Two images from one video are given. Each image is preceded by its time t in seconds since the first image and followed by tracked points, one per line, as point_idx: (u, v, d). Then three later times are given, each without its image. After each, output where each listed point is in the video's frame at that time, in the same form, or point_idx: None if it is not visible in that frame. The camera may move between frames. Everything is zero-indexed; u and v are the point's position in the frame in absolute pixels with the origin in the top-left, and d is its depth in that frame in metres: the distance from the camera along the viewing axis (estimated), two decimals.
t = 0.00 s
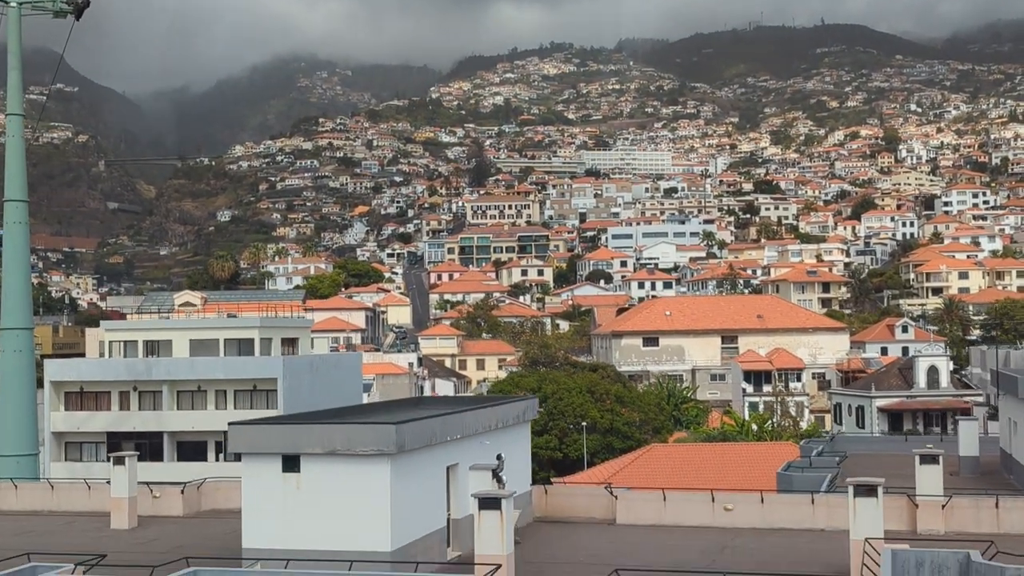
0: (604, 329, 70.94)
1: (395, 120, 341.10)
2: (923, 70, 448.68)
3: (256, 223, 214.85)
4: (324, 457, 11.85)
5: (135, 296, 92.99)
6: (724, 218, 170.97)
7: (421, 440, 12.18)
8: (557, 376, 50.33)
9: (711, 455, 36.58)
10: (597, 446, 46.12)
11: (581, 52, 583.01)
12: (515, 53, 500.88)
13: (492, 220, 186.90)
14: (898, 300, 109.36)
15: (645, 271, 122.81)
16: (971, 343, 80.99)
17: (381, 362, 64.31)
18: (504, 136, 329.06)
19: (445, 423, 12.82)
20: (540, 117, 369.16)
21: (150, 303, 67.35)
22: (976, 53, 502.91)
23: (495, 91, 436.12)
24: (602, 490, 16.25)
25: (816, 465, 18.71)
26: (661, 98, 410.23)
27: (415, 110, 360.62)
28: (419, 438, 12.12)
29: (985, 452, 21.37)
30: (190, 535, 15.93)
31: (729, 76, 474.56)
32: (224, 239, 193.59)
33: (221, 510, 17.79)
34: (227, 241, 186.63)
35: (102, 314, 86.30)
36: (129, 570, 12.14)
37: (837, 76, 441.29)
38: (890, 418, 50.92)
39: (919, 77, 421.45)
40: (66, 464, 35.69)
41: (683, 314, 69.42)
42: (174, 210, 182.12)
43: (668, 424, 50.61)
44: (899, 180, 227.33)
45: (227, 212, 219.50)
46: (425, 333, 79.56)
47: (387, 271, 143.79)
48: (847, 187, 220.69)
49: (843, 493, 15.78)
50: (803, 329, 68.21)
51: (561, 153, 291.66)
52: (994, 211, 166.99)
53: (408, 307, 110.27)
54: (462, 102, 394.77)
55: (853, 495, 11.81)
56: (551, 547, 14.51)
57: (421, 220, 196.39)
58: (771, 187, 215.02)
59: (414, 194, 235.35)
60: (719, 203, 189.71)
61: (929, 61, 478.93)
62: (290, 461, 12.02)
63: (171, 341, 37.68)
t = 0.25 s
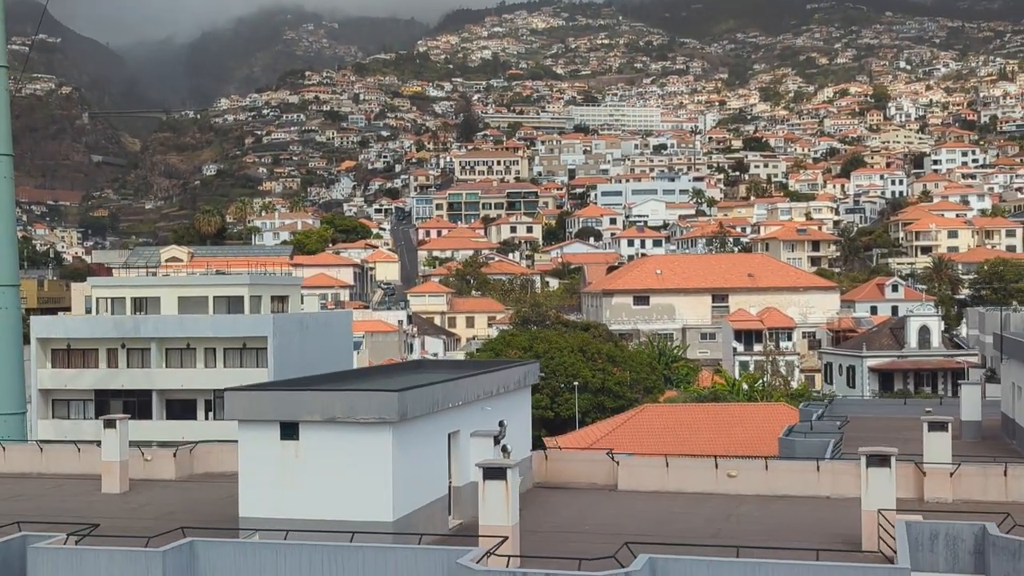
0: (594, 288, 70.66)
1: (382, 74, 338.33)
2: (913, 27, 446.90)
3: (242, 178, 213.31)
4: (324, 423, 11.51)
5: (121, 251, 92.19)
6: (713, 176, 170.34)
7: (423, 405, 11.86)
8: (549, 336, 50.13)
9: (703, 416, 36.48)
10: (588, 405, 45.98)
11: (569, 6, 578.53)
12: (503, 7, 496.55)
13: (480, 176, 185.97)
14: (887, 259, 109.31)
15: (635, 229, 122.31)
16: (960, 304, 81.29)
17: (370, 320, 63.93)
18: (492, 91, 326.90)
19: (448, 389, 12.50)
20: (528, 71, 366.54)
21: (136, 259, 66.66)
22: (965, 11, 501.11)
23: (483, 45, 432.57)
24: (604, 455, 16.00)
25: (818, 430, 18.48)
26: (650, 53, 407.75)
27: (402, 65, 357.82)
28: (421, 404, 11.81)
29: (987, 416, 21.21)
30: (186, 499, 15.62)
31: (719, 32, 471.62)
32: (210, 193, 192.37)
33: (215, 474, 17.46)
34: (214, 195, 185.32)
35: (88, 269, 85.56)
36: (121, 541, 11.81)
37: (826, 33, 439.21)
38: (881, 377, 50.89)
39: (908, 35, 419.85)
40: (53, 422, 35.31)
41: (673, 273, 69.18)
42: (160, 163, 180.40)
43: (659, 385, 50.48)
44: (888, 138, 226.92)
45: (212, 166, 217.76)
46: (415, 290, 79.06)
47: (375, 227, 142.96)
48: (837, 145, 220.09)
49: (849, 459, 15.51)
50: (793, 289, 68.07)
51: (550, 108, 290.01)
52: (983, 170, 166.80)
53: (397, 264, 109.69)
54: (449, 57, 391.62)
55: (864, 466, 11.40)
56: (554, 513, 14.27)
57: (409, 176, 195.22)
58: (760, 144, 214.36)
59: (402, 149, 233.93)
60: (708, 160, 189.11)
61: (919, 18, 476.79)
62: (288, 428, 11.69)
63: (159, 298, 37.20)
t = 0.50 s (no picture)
0: (585, 262, 70.35)
1: (370, 45, 336.21)
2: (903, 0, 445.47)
3: (229, 149, 211.96)
4: (322, 408, 11.19)
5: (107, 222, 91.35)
6: (704, 148, 169.74)
7: (424, 388, 11.54)
8: (541, 310, 49.88)
9: (698, 392, 36.14)
10: (581, 380, 45.81)
11: None
12: None
13: (469, 148, 185.16)
14: (878, 233, 109.12)
15: (625, 202, 121.83)
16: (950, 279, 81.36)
17: (361, 293, 63.57)
18: (481, 63, 325.18)
19: (449, 371, 12.16)
20: (517, 43, 364.50)
21: (124, 231, 66.02)
22: None
23: (472, 16, 429.94)
24: (606, 435, 15.72)
25: (819, 409, 18.24)
26: (640, 24, 405.85)
27: (391, 36, 355.61)
28: (422, 387, 11.47)
29: (988, 394, 21.02)
30: (180, 480, 15.30)
31: (709, 3, 469.49)
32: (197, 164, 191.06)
33: (207, 454, 17.12)
34: (201, 166, 184.13)
35: (74, 241, 84.81)
36: (116, 529, 11.56)
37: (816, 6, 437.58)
38: (873, 352, 50.88)
39: (898, 7, 418.57)
40: (42, 397, 34.92)
41: (665, 247, 68.86)
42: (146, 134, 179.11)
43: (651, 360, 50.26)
44: (878, 111, 226.43)
45: (199, 137, 216.29)
46: (405, 264, 78.57)
47: (364, 200, 142.18)
48: (827, 118, 219.54)
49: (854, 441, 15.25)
50: (785, 264, 67.91)
51: (539, 80, 288.52)
52: (973, 143, 166.60)
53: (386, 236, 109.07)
54: (438, 28, 389.18)
55: (877, 450, 11.07)
56: (558, 495, 13.91)
57: (398, 148, 194.18)
58: (750, 117, 213.64)
59: (390, 121, 232.64)
60: (698, 133, 188.53)
61: None
62: (286, 411, 11.36)
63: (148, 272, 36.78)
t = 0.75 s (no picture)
0: (570, 255, 70.08)
1: (351, 37, 334.76)
2: None
3: (209, 142, 210.61)
4: (318, 416, 10.82)
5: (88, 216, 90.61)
6: (686, 141, 169.70)
7: (422, 394, 11.17)
8: (528, 304, 49.60)
9: (688, 386, 35.90)
10: (569, 375, 45.55)
11: None
12: None
13: (451, 140, 184.66)
14: (861, 225, 109.25)
15: (608, 194, 121.66)
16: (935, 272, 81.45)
17: (345, 288, 63.10)
18: (462, 55, 324.23)
19: (447, 376, 11.82)
20: (499, 35, 363.58)
21: (104, 226, 65.32)
22: None
23: (452, 8, 428.64)
24: (603, 436, 15.37)
25: (818, 408, 17.90)
26: (621, 16, 405.58)
27: (371, 28, 354.18)
28: (419, 392, 11.11)
29: (988, 391, 20.76)
30: (166, 486, 14.88)
31: None
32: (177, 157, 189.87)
33: (194, 458, 16.70)
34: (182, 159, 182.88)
35: (54, 236, 83.92)
36: (103, 544, 11.21)
37: None
38: (861, 345, 50.54)
39: None
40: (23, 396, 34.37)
41: (651, 240, 68.64)
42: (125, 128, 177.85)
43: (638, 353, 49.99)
44: (859, 103, 226.81)
45: (179, 131, 214.80)
46: (389, 258, 78.05)
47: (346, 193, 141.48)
48: (808, 110, 219.77)
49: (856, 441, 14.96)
50: (770, 257, 67.77)
51: (521, 73, 287.86)
52: (955, 134, 167.04)
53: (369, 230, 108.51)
54: (419, 20, 387.96)
55: (888, 455, 10.76)
56: (556, 500, 13.60)
57: (379, 141, 193.37)
58: (732, 109, 213.67)
59: (371, 114, 231.70)
60: (681, 125, 188.48)
61: None
62: (279, 420, 10.97)
63: (130, 270, 36.26)
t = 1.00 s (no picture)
0: (556, 261, 69.91)
1: (334, 44, 333.95)
2: None
3: (193, 149, 209.63)
4: (312, 436, 10.47)
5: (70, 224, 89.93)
6: (670, 146, 169.66)
7: (420, 410, 10.84)
8: (515, 311, 49.36)
9: (679, 394, 35.43)
10: (557, 383, 45.27)
11: None
12: None
13: (435, 147, 184.29)
14: (845, 230, 109.29)
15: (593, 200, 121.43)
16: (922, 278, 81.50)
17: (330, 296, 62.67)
18: (446, 62, 323.94)
19: (445, 391, 11.48)
20: (482, 42, 363.48)
21: (86, 234, 64.72)
22: None
23: (435, 15, 428.35)
24: (602, 451, 15.03)
25: (818, 420, 17.63)
26: (604, 23, 405.95)
27: (354, 35, 353.47)
28: (418, 408, 10.77)
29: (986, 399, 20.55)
30: (154, 505, 14.51)
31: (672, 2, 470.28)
32: (160, 165, 189.02)
33: (182, 475, 16.33)
34: (165, 167, 181.82)
35: (36, 244, 83.18)
36: (94, 570, 10.88)
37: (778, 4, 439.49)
38: (849, 352, 50.52)
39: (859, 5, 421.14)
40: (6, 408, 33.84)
41: (637, 246, 68.42)
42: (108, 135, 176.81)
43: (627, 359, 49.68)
44: (842, 109, 227.31)
45: (162, 139, 213.80)
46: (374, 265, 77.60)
47: (330, 200, 140.90)
48: (791, 115, 220.09)
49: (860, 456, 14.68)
50: (758, 262, 67.58)
51: (504, 79, 287.65)
52: (938, 140, 167.44)
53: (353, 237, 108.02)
54: (402, 27, 387.55)
55: (900, 472, 10.49)
56: (556, 518, 13.27)
57: (363, 148, 192.69)
58: (715, 115, 213.84)
59: (355, 120, 231.01)
60: (664, 131, 188.49)
61: None
62: (273, 440, 10.63)
63: (115, 279, 35.77)
